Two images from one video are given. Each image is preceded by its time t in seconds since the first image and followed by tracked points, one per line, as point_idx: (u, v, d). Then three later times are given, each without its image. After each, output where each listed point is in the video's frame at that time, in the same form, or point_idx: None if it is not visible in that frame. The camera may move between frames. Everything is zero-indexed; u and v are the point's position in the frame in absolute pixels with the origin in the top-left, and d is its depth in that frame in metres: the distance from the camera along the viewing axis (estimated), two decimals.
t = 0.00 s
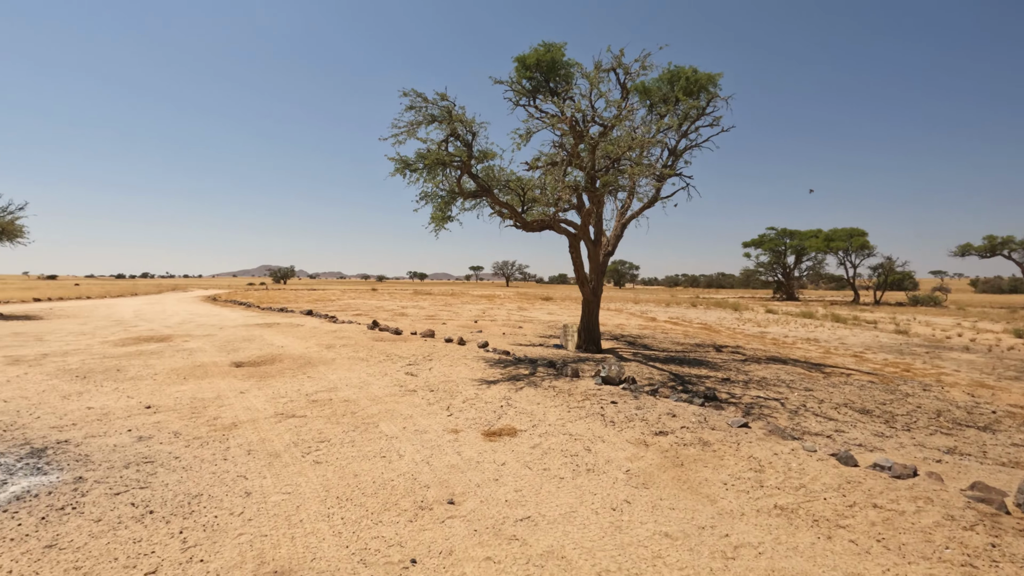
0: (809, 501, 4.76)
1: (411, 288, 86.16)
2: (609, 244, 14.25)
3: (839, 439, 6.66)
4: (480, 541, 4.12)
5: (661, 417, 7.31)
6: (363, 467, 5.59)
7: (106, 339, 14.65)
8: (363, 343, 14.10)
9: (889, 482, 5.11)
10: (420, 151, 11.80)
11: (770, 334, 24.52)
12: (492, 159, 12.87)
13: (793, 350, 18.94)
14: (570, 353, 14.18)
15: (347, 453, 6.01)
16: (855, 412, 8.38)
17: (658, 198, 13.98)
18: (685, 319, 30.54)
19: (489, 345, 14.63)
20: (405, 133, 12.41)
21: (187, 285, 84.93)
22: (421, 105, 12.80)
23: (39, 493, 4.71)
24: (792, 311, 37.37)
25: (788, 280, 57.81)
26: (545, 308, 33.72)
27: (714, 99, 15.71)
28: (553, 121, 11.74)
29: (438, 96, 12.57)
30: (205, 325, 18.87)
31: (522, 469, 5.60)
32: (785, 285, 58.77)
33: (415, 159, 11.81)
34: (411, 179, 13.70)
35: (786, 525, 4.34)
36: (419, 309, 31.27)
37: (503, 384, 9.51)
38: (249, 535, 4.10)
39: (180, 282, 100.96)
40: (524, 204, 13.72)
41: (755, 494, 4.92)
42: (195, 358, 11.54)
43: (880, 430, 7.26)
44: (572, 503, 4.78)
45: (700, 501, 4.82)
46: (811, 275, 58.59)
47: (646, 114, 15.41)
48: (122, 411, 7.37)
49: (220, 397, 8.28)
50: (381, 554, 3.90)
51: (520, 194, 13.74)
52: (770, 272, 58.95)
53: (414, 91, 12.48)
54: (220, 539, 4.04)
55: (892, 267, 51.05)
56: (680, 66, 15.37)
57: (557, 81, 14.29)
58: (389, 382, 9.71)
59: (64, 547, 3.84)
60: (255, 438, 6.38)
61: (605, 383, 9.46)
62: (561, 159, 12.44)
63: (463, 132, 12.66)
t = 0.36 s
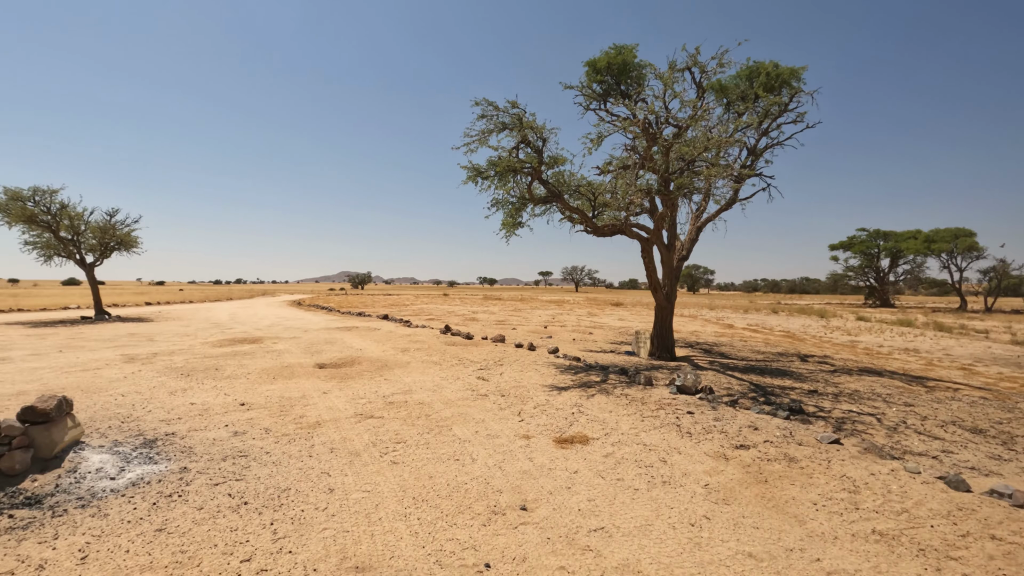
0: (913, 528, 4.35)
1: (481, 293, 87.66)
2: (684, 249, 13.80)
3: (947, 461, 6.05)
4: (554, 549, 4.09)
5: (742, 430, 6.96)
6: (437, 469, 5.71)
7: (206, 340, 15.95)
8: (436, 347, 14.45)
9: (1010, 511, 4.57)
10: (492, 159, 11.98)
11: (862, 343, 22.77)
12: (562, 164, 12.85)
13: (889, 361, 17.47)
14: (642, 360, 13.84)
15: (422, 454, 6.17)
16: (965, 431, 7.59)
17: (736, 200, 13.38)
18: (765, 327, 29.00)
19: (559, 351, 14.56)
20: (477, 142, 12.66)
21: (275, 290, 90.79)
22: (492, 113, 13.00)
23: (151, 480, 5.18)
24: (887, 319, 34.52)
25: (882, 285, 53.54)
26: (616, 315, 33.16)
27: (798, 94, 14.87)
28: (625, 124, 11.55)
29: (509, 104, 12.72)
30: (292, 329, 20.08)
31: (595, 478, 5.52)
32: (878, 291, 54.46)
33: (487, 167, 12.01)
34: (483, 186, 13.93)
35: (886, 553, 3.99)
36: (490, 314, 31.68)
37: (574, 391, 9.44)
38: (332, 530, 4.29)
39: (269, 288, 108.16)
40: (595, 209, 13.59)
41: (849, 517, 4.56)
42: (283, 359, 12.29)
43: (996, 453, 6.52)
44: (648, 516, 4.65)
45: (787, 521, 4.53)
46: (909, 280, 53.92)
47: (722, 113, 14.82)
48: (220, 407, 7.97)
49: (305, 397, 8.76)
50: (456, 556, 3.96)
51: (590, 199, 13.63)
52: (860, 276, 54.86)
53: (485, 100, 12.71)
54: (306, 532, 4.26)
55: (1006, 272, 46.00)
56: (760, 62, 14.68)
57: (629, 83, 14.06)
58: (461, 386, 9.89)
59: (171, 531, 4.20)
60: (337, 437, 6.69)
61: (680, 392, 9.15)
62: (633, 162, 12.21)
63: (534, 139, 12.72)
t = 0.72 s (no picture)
0: (990, 545, 4.11)
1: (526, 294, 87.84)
2: (735, 249, 13.44)
3: None
4: (606, 553, 4.09)
5: (799, 437, 6.74)
6: (487, 469, 5.80)
7: (265, 339, 16.71)
8: (483, 348, 14.61)
9: None
10: (538, 161, 12.03)
11: (929, 348, 21.51)
12: (609, 165, 12.76)
13: (960, 367, 16.45)
14: (692, 363, 13.56)
15: (472, 454, 6.27)
16: None
17: (791, 199, 12.94)
18: (822, 330, 27.81)
19: (606, 353, 14.45)
20: (524, 144, 12.73)
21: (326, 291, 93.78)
22: (538, 116, 13.05)
23: (219, 472, 5.48)
24: (957, 322, 32.43)
25: (951, 286, 50.40)
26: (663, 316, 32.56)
27: (858, 87, 14.23)
28: (674, 123, 11.36)
29: (555, 106, 12.74)
30: (344, 329, 20.73)
31: (645, 483, 5.47)
32: (946, 293, 51.28)
33: (533, 169, 12.06)
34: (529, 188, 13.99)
35: (959, 570, 3.79)
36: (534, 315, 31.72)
37: (622, 394, 9.36)
38: (388, 526, 4.43)
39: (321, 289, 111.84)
40: (642, 210, 13.42)
41: (918, 532, 4.34)
42: (336, 358, 12.72)
43: None
44: (701, 523, 4.58)
45: (849, 533, 4.37)
46: (982, 281, 50.53)
47: (776, 109, 14.36)
48: (280, 404, 8.34)
49: (358, 395, 9.05)
50: (508, 556, 4.02)
51: (638, 200, 13.47)
52: (927, 277, 51.82)
53: (532, 103, 12.78)
54: (364, 527, 4.41)
55: None
56: (816, 54, 14.15)
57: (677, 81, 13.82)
58: (509, 387, 9.98)
59: (241, 521, 4.45)
60: (390, 435, 6.89)
61: (732, 397, 8.93)
62: (683, 162, 11.99)
63: (580, 140, 12.69)
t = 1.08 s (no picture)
0: None
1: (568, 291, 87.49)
2: (788, 246, 13.00)
3: None
4: (655, 553, 4.07)
5: (858, 442, 6.48)
6: (534, 466, 5.85)
7: (317, 335, 17.33)
8: (528, 346, 14.68)
9: None
10: (584, 159, 11.98)
11: (1002, 351, 20.18)
12: (656, 162, 12.57)
13: None
14: (742, 363, 13.20)
15: (519, 451, 6.34)
16: None
17: (848, 194, 12.40)
18: (882, 330, 26.52)
19: (651, 352, 14.26)
20: (568, 142, 12.71)
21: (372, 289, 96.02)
22: (583, 113, 12.98)
23: (280, 462, 5.76)
24: None
25: None
26: (710, 315, 31.79)
27: (923, 74, 13.49)
28: (724, 118, 11.09)
29: (600, 103, 12.65)
30: (391, 326, 21.24)
31: (695, 484, 5.40)
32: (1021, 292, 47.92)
33: (578, 167, 12.02)
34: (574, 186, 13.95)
35: None
36: (578, 313, 31.55)
37: (670, 394, 9.23)
38: (439, 518, 4.55)
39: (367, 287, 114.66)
40: (690, 207, 13.16)
41: (990, 544, 4.12)
42: (385, 354, 13.07)
43: None
44: (753, 526, 4.49)
45: (913, 543, 4.19)
46: None
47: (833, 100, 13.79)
48: (333, 398, 8.66)
49: (407, 391, 9.28)
50: (557, 552, 4.06)
51: (685, 196, 13.22)
52: (999, 275, 48.56)
53: (577, 100, 12.74)
54: (416, 518, 4.55)
55: None
56: (877, 42, 13.49)
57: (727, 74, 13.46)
58: (554, 385, 10.01)
59: (301, 508, 4.67)
60: (438, 430, 7.05)
61: (785, 399, 8.66)
62: (733, 157, 11.69)
63: (626, 137, 12.55)
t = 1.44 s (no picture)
0: None
1: (610, 288, 86.64)
2: (844, 242, 12.46)
3: None
4: (705, 555, 3.99)
5: (922, 447, 6.15)
6: (579, 463, 5.83)
7: (364, 331, 17.78)
8: (570, 343, 14.62)
9: None
10: (628, 154, 11.81)
11: None
12: (703, 156, 12.26)
13: None
14: (793, 363, 12.74)
15: (564, 448, 6.33)
16: None
17: (911, 186, 11.75)
18: (946, 330, 25.07)
19: (697, 350, 13.94)
20: (612, 137, 12.55)
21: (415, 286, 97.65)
22: (628, 107, 12.79)
23: (331, 453, 5.95)
24: None
25: None
26: (759, 313, 30.83)
27: (995, 56, 12.62)
28: (776, 108, 10.70)
29: (645, 97, 12.43)
30: (434, 322, 21.56)
31: (746, 486, 5.26)
32: None
33: (623, 162, 11.86)
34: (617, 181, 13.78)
35: None
36: (621, 310, 31.15)
37: (717, 393, 9.01)
38: (486, 512, 4.60)
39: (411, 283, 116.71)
40: (739, 201, 12.78)
41: None
42: (429, 350, 13.28)
43: None
44: (809, 532, 4.34)
45: (986, 555, 3.94)
46: None
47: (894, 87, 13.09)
48: (380, 392, 8.86)
49: (452, 386, 9.41)
50: (604, 550, 4.04)
51: (734, 190, 12.85)
52: None
53: (621, 95, 12.56)
54: (463, 511, 4.61)
55: None
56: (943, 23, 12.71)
57: (778, 63, 12.97)
58: (598, 382, 9.93)
59: (353, 498, 4.82)
60: (483, 426, 7.11)
61: (841, 400, 8.31)
62: (785, 149, 11.27)
63: (672, 131, 12.29)
